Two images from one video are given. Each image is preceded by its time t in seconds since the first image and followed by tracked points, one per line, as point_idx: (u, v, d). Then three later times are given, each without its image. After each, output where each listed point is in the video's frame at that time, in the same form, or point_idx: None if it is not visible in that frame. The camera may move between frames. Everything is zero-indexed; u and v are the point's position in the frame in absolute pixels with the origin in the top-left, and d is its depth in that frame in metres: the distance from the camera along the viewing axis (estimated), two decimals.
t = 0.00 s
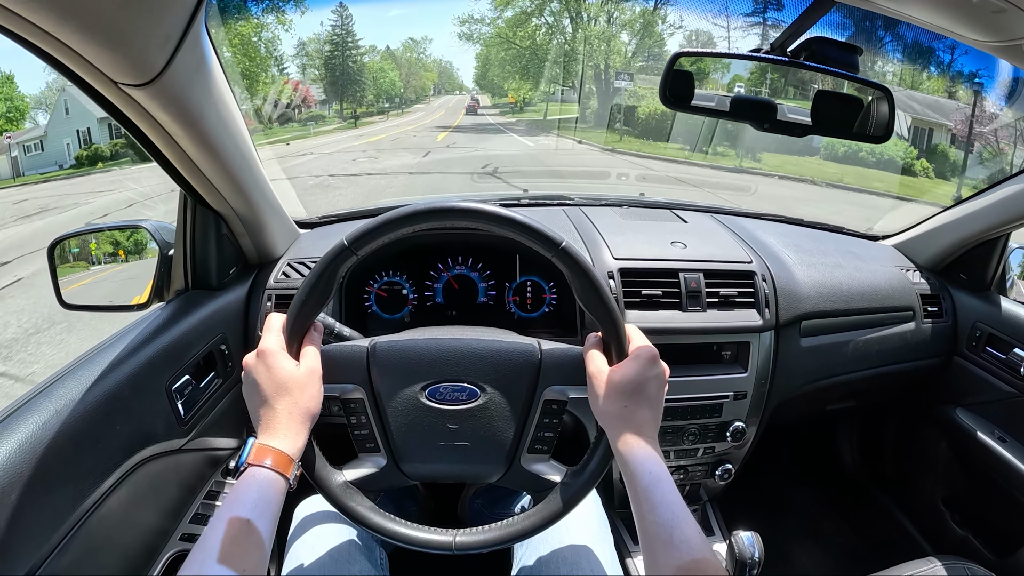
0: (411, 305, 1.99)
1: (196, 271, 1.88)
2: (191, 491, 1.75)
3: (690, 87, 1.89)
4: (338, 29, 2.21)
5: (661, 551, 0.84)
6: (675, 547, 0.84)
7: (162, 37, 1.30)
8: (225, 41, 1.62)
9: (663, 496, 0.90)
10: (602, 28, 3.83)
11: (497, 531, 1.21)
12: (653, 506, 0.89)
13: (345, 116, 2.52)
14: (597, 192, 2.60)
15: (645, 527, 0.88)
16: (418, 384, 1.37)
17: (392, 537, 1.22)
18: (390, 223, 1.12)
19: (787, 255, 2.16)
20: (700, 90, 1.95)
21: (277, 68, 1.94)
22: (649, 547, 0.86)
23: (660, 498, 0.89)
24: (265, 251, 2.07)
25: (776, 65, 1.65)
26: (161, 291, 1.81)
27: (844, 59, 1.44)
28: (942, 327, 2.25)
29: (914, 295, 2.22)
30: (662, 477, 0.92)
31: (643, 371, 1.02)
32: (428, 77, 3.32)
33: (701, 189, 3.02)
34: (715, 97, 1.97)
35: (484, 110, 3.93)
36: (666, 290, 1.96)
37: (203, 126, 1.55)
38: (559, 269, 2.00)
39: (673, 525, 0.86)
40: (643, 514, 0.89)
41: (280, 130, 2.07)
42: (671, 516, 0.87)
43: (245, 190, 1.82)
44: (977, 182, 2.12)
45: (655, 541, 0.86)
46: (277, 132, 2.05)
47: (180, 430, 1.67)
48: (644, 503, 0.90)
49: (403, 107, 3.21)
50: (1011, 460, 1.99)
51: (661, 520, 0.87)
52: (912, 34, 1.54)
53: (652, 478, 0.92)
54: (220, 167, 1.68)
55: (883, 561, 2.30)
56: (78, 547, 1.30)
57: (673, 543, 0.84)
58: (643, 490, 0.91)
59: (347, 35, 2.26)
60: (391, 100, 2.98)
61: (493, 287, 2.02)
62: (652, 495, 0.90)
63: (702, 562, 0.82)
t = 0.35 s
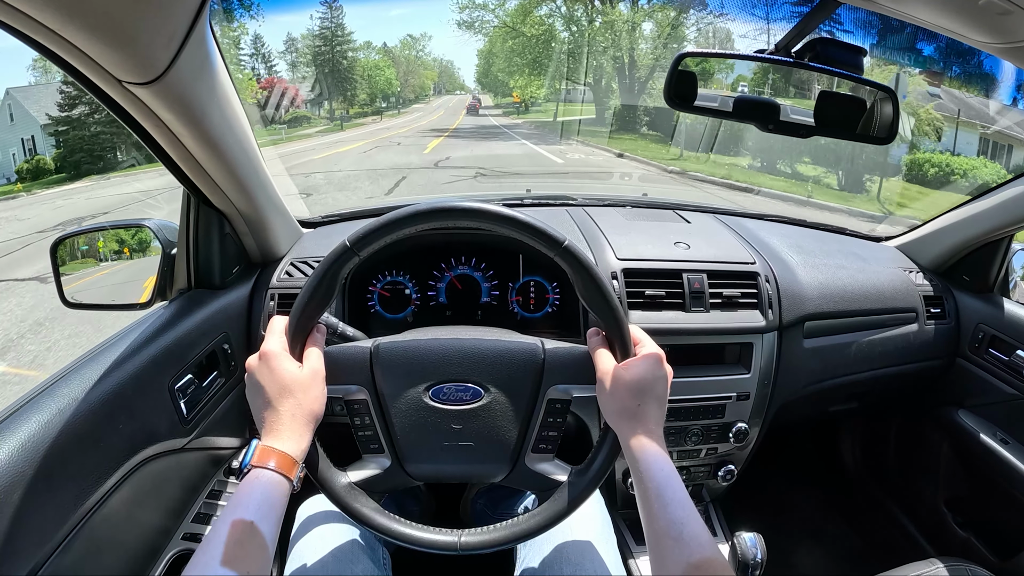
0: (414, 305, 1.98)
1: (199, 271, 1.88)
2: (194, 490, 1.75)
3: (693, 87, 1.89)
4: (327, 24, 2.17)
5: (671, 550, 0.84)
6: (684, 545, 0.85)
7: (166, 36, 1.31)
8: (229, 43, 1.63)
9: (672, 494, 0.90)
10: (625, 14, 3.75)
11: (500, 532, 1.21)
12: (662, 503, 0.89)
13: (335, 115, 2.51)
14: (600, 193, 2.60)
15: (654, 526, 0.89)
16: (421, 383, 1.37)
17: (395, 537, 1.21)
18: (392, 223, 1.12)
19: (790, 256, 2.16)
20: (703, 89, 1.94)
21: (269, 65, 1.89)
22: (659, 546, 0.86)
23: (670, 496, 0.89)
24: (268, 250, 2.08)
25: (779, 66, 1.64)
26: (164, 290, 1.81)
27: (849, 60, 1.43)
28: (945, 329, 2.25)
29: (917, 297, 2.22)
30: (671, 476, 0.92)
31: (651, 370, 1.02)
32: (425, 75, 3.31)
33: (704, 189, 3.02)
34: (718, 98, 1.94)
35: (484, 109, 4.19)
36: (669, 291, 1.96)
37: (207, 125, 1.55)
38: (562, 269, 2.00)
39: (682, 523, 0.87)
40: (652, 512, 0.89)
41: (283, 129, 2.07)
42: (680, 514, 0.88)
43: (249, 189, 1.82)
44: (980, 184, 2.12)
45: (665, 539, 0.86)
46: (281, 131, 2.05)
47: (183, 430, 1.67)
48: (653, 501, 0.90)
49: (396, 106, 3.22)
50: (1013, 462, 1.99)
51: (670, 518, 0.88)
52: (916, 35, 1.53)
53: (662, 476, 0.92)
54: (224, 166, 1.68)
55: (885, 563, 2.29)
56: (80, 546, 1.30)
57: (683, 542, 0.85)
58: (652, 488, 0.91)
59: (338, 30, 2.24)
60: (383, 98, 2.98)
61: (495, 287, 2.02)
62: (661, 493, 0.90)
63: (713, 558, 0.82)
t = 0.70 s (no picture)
0: (413, 307, 1.98)
1: (199, 274, 1.88)
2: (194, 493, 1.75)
3: (691, 89, 1.89)
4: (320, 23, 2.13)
5: (670, 550, 0.84)
6: (684, 545, 0.84)
7: (165, 40, 1.31)
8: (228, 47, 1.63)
9: (672, 494, 0.89)
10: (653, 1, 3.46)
11: (500, 535, 1.21)
12: (662, 503, 0.89)
13: (329, 116, 2.49)
14: (599, 194, 2.60)
15: (654, 526, 0.88)
16: (420, 386, 1.38)
17: (395, 540, 1.21)
18: (390, 226, 1.12)
19: (790, 257, 2.16)
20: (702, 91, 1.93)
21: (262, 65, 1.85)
22: (659, 547, 0.86)
23: (669, 496, 0.89)
24: (268, 253, 2.08)
25: (777, 67, 1.63)
26: (164, 293, 1.81)
27: (847, 60, 1.42)
28: (945, 329, 2.25)
29: (917, 297, 2.22)
30: (670, 476, 0.92)
31: (649, 370, 1.02)
32: (424, 75, 3.31)
33: (703, 190, 3.02)
34: (718, 99, 1.93)
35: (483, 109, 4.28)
36: (668, 292, 1.95)
37: (206, 129, 1.55)
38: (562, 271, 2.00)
39: (682, 523, 0.86)
40: (652, 512, 0.89)
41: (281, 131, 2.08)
42: (679, 513, 0.87)
43: (248, 192, 1.82)
44: (980, 183, 2.11)
45: (664, 539, 0.86)
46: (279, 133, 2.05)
47: (183, 432, 1.67)
48: (652, 502, 0.89)
49: (391, 106, 3.22)
50: (1014, 463, 1.98)
51: (670, 519, 0.87)
52: (915, 34, 1.52)
53: (661, 476, 0.91)
54: (224, 170, 1.69)
55: (887, 564, 2.28)
56: (80, 549, 1.30)
57: (682, 542, 0.84)
58: (652, 488, 0.91)
59: (332, 29, 2.22)
60: (378, 98, 2.99)
61: (495, 289, 2.02)
62: (661, 494, 0.90)
63: (713, 557, 0.82)
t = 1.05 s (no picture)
0: (416, 305, 1.98)
1: (200, 272, 1.88)
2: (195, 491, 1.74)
3: (696, 87, 1.89)
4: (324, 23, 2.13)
5: (672, 548, 0.84)
6: (686, 544, 0.85)
7: (168, 37, 1.30)
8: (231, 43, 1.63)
9: (676, 493, 0.90)
10: None
11: (503, 533, 1.21)
12: (665, 502, 0.89)
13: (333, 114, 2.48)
14: (602, 193, 2.59)
15: (656, 524, 0.89)
16: (424, 384, 1.37)
17: (398, 538, 1.21)
18: (394, 223, 1.12)
19: (793, 257, 2.16)
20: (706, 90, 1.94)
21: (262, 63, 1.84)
22: (660, 545, 0.86)
23: (673, 495, 0.89)
24: (270, 251, 2.08)
25: (781, 67, 1.62)
26: (166, 291, 1.81)
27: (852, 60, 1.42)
28: (947, 330, 2.25)
29: (919, 297, 2.22)
30: (674, 474, 0.92)
31: (654, 369, 1.02)
32: (425, 72, 3.30)
33: (706, 189, 3.02)
34: (720, 99, 1.93)
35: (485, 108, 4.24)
36: (671, 291, 1.95)
37: (210, 126, 1.55)
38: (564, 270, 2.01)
39: (686, 521, 0.86)
40: (655, 511, 0.89)
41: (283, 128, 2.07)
42: (683, 512, 0.87)
43: (250, 190, 1.82)
44: (983, 184, 2.11)
45: (667, 537, 0.86)
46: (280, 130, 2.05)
47: (185, 430, 1.67)
48: (656, 500, 0.89)
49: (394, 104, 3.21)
50: (1015, 463, 1.99)
51: (673, 517, 0.87)
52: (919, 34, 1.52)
53: (666, 475, 0.91)
54: (227, 167, 1.68)
55: (887, 564, 2.29)
56: (81, 546, 1.30)
57: (685, 541, 0.85)
58: (656, 487, 0.91)
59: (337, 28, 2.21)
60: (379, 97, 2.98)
61: (498, 288, 2.02)
62: (664, 493, 0.90)
63: (716, 556, 0.82)
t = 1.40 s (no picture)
0: (413, 307, 1.98)
1: (199, 273, 1.89)
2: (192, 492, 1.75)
3: (693, 90, 1.89)
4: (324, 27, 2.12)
5: (665, 549, 0.84)
6: (679, 545, 0.85)
7: (166, 40, 1.31)
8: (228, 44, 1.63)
9: (669, 494, 0.90)
10: None
11: (498, 535, 1.21)
12: (658, 502, 0.89)
13: (331, 117, 2.49)
14: (600, 195, 2.59)
15: (650, 525, 0.89)
16: (419, 386, 1.38)
17: (393, 539, 1.22)
18: (388, 226, 1.13)
19: (790, 260, 2.16)
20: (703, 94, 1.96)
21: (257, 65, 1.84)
22: (653, 546, 0.87)
23: (666, 496, 0.89)
24: (268, 252, 2.08)
25: (777, 70, 1.63)
26: (164, 292, 1.81)
27: (846, 64, 1.42)
28: (945, 332, 2.25)
29: (917, 299, 2.22)
30: (668, 476, 0.92)
31: (647, 370, 1.02)
32: (424, 73, 3.30)
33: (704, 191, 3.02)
34: (719, 102, 1.97)
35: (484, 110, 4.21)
36: (668, 294, 1.96)
37: (207, 128, 1.55)
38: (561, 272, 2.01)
39: (679, 522, 0.87)
40: (647, 511, 0.89)
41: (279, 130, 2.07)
42: (676, 513, 0.88)
43: (248, 191, 1.82)
44: (980, 187, 2.11)
45: (660, 539, 0.86)
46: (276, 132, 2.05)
47: (182, 431, 1.67)
48: (649, 502, 0.89)
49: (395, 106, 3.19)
50: (1013, 466, 1.98)
51: (666, 518, 0.87)
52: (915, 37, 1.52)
53: (659, 477, 0.92)
54: (225, 169, 1.69)
55: (884, 567, 2.29)
56: (78, 547, 1.30)
57: (678, 542, 0.85)
58: (649, 488, 0.91)
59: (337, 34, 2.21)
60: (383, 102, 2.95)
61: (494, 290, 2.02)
62: (657, 494, 0.90)
63: (709, 557, 0.83)
